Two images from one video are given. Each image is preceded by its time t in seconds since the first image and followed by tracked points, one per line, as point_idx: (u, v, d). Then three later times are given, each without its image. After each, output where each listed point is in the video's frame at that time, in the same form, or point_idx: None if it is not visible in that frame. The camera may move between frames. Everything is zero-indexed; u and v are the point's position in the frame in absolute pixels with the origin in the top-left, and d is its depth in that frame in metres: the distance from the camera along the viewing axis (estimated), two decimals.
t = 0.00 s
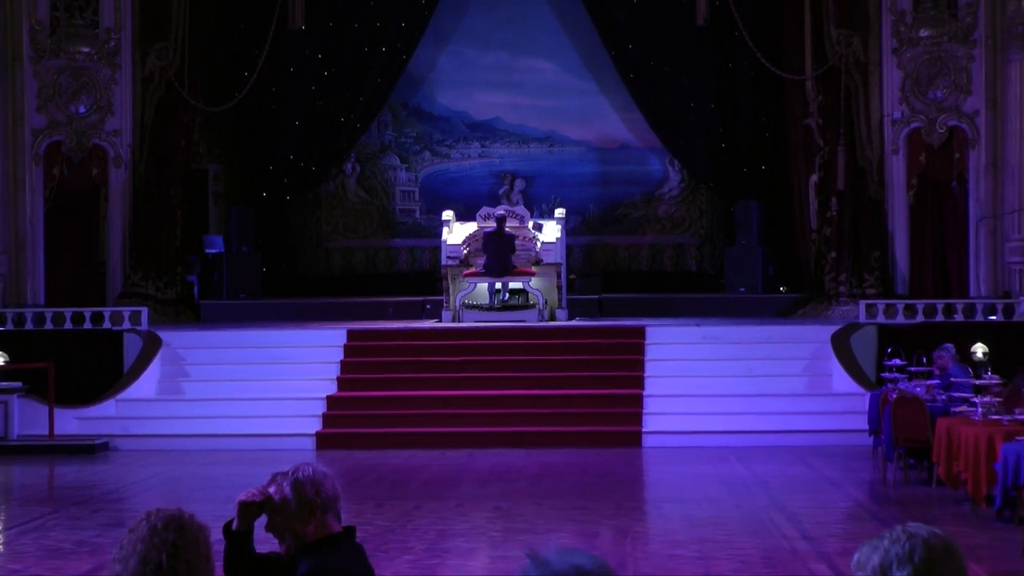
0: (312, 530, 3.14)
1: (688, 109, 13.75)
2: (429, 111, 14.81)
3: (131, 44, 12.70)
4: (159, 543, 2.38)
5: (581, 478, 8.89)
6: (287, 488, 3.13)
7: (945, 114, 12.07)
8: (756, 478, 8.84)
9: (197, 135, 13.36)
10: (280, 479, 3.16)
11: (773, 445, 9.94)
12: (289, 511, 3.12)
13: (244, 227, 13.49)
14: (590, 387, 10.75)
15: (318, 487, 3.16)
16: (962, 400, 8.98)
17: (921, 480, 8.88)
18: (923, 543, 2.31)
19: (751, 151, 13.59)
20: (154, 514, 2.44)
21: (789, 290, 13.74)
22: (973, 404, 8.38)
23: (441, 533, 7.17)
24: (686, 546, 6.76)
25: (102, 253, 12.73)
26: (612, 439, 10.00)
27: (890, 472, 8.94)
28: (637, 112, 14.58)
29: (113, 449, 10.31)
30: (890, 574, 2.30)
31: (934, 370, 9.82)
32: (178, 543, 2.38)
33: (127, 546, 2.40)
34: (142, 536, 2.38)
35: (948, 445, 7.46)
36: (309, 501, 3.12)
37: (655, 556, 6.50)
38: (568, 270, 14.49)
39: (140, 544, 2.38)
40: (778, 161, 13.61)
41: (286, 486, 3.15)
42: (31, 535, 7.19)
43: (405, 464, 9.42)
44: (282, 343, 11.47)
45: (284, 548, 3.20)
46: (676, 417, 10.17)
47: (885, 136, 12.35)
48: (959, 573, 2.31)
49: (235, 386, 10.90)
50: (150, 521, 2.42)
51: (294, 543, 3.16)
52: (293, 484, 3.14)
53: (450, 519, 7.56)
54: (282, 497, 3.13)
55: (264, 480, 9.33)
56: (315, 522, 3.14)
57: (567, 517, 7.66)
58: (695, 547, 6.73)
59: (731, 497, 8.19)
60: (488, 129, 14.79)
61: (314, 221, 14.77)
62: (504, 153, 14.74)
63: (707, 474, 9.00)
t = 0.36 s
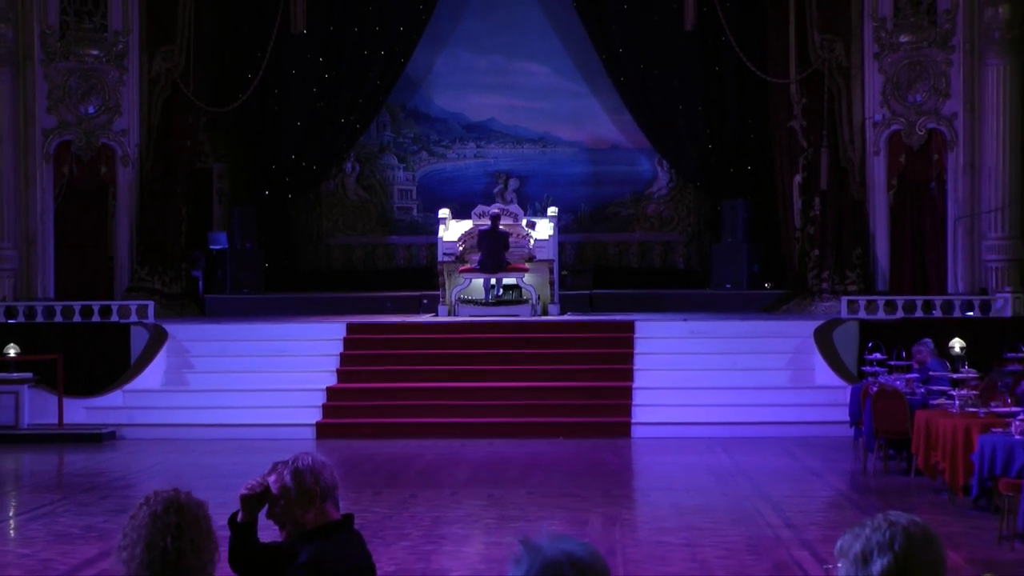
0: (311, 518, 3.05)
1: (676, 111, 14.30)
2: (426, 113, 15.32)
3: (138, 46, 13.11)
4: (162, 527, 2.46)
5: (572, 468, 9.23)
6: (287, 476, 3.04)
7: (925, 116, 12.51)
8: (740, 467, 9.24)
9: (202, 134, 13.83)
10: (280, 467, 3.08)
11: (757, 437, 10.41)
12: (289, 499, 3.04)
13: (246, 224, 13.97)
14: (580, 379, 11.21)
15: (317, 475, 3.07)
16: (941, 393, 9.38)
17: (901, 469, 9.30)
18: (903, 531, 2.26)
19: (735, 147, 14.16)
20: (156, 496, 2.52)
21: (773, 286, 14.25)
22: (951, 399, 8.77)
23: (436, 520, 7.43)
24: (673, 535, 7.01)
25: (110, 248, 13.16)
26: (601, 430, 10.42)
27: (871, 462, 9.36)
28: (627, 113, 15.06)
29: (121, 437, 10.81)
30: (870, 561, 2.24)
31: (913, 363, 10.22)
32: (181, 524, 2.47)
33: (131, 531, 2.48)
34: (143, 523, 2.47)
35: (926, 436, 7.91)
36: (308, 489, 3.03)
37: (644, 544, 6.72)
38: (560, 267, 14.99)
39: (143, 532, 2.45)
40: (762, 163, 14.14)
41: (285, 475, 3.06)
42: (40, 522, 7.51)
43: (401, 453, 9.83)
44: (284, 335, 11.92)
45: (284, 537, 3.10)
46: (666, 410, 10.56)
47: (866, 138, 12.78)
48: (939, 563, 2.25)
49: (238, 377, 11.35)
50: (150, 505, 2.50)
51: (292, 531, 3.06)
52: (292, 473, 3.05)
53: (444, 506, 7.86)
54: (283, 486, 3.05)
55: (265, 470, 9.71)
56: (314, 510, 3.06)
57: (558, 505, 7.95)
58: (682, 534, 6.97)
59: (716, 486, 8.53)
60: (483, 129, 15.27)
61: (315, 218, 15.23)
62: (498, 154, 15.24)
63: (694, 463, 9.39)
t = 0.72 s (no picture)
0: (318, 509, 3.08)
1: (669, 113, 14.82)
2: (428, 116, 15.85)
3: (150, 54, 13.58)
4: (181, 518, 2.49)
5: (571, 459, 9.57)
6: (294, 469, 3.07)
7: (910, 119, 12.93)
8: (735, 457, 9.59)
9: (213, 138, 14.34)
10: (287, 460, 3.11)
11: (754, 429, 10.74)
12: (297, 491, 3.07)
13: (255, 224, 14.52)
14: (577, 373, 11.64)
15: (324, 466, 3.11)
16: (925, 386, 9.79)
17: (885, 460, 9.63)
18: (890, 520, 2.34)
19: (727, 151, 14.68)
20: (170, 489, 2.53)
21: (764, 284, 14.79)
22: (934, 391, 9.16)
23: (439, 510, 7.68)
24: (668, 522, 7.20)
25: (123, 248, 13.58)
26: (598, 422, 10.85)
27: (860, 453, 9.68)
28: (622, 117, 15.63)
29: (133, 431, 11.13)
30: (858, 549, 2.32)
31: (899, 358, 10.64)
32: (199, 514, 2.50)
33: (151, 525, 2.50)
34: (162, 517, 2.49)
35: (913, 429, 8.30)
36: (315, 481, 3.06)
37: (641, 533, 6.89)
38: (558, 266, 15.46)
39: (163, 525, 2.48)
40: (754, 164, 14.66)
41: (292, 467, 3.09)
42: (57, 512, 7.75)
43: (405, 445, 10.25)
44: (292, 332, 12.39)
45: (293, 526, 3.19)
46: (660, 403, 11.02)
47: (854, 140, 13.25)
48: (926, 549, 2.35)
49: (247, 373, 11.78)
50: (166, 498, 2.52)
51: (301, 521, 3.10)
52: (299, 465, 3.08)
53: (447, 497, 8.13)
54: (290, 479, 3.07)
55: (272, 462, 10.00)
56: (321, 501, 3.08)
57: (559, 496, 8.15)
58: (677, 523, 7.16)
59: (710, 478, 8.78)
60: (483, 132, 15.82)
61: (321, 219, 15.81)
62: (498, 156, 15.80)
63: (688, 455, 9.69)
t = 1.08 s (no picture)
0: (324, 503, 3.26)
1: (665, 118, 15.37)
2: (432, 121, 16.40)
3: (164, 61, 14.07)
4: (197, 510, 2.60)
5: (569, 453, 10.01)
6: (299, 465, 3.25)
7: (899, 124, 13.33)
8: (729, 452, 9.98)
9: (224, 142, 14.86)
10: (294, 456, 3.30)
11: (746, 422, 11.22)
12: (302, 487, 3.25)
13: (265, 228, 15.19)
14: (577, 370, 12.11)
15: (328, 461, 3.28)
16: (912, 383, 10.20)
17: (876, 454, 10.04)
18: (878, 513, 2.40)
19: (722, 154, 15.30)
20: (186, 483, 2.65)
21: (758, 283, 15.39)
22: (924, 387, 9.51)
23: (443, 502, 8.12)
24: (664, 514, 7.61)
25: (138, 248, 14.05)
26: (597, 418, 11.28)
27: (850, 447, 10.13)
28: (620, 122, 16.17)
29: (148, 426, 11.62)
30: (846, 542, 2.39)
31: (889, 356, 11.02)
32: (214, 506, 2.61)
33: (168, 518, 2.61)
34: (179, 510, 2.60)
35: (901, 423, 8.76)
36: (320, 475, 3.24)
37: (637, 525, 7.25)
38: (558, 266, 16.04)
39: (180, 518, 2.59)
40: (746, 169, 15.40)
41: (299, 463, 3.27)
42: (75, 504, 8.19)
43: (411, 439, 10.71)
44: (301, 330, 12.84)
45: (301, 519, 3.34)
46: (656, 399, 11.41)
47: (845, 144, 13.68)
48: (911, 542, 2.41)
49: (257, 369, 12.25)
50: (183, 491, 2.63)
51: (308, 514, 3.29)
52: (304, 461, 3.26)
53: (450, 489, 8.59)
54: (296, 475, 3.26)
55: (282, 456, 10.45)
56: (327, 494, 3.27)
57: (558, 488, 8.61)
58: (673, 515, 7.57)
59: (705, 470, 9.22)
60: (485, 137, 16.37)
61: (328, 220, 16.35)
62: (500, 159, 16.34)
63: (685, 449, 10.13)
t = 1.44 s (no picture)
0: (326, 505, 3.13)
1: (668, 123, 15.88)
2: (442, 128, 16.98)
3: (183, 70, 14.55)
4: (215, 506, 2.47)
5: (575, 449, 10.47)
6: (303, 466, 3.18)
7: (893, 130, 13.83)
8: (729, 447, 10.43)
9: (243, 148, 15.43)
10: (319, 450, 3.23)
11: (747, 420, 11.63)
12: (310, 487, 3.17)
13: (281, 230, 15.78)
14: (582, 368, 12.60)
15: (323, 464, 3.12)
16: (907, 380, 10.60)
17: (872, 450, 10.44)
18: (871, 507, 2.34)
19: (723, 157, 15.96)
20: (205, 476, 2.51)
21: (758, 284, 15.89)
22: (917, 383, 9.94)
23: (453, 496, 8.55)
24: (667, 508, 7.96)
25: (157, 250, 14.50)
26: (602, 415, 11.72)
27: (848, 443, 10.57)
28: (624, 128, 16.77)
29: (168, 422, 12.11)
30: (841, 536, 2.33)
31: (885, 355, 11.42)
32: (234, 501, 2.48)
33: (186, 511, 2.48)
34: (197, 504, 2.47)
35: (897, 420, 9.19)
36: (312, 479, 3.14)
37: (641, 518, 7.62)
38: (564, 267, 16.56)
39: (199, 512, 2.46)
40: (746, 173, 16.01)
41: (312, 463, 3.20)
42: (97, 496, 8.58)
43: (422, 435, 11.18)
44: (316, 329, 13.30)
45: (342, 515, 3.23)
46: (659, 397, 11.90)
47: (841, 149, 14.20)
48: (905, 534, 2.36)
49: (274, 367, 12.72)
50: (203, 485, 2.50)
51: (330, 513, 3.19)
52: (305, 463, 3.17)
53: (459, 484, 9.01)
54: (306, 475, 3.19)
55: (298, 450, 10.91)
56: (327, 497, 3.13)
57: (564, 483, 9.05)
58: (675, 509, 7.92)
59: (706, 465, 9.65)
60: (494, 143, 16.94)
61: (341, 223, 16.95)
62: (508, 164, 16.91)
63: (687, 445, 10.56)
